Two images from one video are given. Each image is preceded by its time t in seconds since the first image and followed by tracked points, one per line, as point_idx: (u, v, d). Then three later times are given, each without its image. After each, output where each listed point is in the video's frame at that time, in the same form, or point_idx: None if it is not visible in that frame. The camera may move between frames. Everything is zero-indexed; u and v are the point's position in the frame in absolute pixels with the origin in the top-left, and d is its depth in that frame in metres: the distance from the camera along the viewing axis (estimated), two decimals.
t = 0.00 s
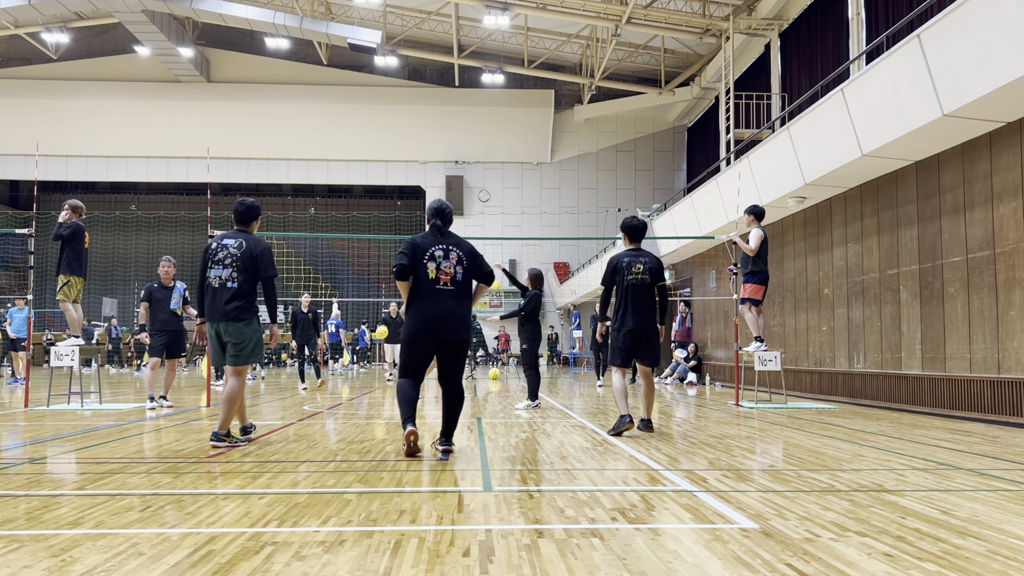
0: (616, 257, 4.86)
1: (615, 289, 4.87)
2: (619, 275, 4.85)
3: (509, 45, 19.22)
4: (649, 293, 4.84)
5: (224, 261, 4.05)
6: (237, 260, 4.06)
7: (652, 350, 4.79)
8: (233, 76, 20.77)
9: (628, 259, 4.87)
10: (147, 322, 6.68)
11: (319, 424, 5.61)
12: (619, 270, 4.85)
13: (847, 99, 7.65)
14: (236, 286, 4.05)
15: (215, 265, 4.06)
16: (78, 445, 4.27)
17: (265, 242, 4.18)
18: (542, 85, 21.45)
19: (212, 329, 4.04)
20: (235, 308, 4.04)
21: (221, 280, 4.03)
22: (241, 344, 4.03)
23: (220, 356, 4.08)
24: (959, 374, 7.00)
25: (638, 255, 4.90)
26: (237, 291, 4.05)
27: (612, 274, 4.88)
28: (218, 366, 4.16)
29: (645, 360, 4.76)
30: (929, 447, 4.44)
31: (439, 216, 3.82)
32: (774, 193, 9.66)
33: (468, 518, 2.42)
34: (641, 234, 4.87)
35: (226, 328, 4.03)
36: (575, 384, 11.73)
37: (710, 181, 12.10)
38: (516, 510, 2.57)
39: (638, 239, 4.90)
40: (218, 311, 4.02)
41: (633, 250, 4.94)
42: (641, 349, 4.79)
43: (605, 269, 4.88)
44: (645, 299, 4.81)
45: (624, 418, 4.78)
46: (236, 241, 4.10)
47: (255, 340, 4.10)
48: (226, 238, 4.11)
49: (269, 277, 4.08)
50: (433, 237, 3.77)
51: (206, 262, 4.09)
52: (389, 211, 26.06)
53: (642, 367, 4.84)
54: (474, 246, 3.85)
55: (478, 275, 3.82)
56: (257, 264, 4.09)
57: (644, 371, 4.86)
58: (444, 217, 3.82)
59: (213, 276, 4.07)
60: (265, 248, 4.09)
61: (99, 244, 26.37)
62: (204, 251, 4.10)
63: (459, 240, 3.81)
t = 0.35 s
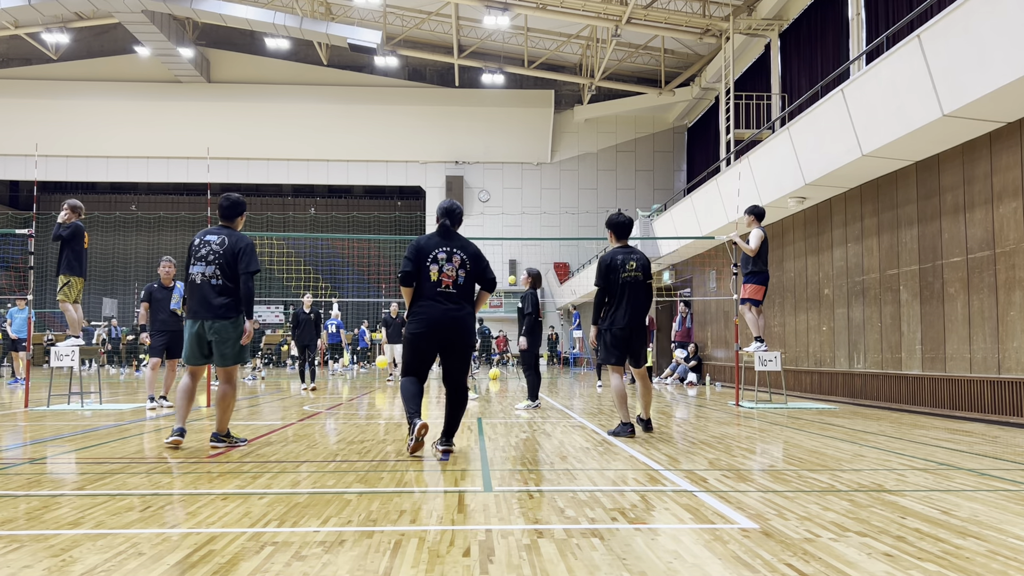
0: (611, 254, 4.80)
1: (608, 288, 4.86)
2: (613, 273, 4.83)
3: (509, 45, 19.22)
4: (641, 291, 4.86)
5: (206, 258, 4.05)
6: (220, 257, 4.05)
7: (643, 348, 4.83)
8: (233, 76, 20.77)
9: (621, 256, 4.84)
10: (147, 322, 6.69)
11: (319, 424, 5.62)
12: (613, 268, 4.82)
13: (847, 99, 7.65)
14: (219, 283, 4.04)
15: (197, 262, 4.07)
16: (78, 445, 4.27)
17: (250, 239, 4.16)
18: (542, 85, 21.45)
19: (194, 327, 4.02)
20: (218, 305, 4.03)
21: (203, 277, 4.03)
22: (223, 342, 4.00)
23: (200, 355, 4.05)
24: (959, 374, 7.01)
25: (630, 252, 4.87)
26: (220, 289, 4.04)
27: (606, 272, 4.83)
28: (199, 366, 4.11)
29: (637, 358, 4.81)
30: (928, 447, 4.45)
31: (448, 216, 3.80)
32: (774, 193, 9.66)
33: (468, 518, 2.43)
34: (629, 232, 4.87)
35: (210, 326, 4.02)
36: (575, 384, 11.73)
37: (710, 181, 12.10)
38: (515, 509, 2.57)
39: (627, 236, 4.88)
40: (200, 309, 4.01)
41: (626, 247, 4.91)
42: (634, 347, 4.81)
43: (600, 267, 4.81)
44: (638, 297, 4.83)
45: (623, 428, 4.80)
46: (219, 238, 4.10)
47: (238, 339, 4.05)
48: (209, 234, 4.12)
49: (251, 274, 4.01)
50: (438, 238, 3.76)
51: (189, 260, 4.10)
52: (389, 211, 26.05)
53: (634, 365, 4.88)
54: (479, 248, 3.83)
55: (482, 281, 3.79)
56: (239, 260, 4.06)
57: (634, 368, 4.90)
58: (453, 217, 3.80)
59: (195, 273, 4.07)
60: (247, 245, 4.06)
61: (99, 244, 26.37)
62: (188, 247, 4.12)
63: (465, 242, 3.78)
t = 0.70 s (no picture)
0: (604, 252, 4.80)
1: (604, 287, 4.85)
2: (607, 272, 4.83)
3: (509, 45, 19.23)
4: (636, 288, 4.87)
5: (177, 257, 4.04)
6: (191, 256, 4.05)
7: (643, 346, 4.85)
8: (233, 76, 20.76)
9: (613, 255, 4.84)
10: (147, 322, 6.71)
11: (320, 424, 5.61)
12: (607, 267, 4.82)
13: (847, 99, 7.64)
14: (194, 282, 4.04)
15: (167, 263, 4.04)
16: (78, 445, 4.26)
17: (217, 237, 4.22)
18: (542, 85, 21.45)
19: (167, 328, 3.98)
20: (193, 306, 4.02)
21: (176, 276, 4.01)
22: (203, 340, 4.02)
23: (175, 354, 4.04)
24: (959, 373, 7.00)
25: (623, 249, 4.88)
26: (195, 287, 4.04)
27: (601, 271, 4.82)
28: (172, 366, 4.09)
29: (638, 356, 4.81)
30: (929, 447, 4.44)
31: (439, 215, 3.80)
32: (774, 193, 9.66)
33: (468, 518, 2.42)
34: (620, 229, 4.90)
35: (186, 326, 4.00)
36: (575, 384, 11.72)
37: (710, 181, 12.10)
38: (516, 509, 2.57)
39: (617, 233, 4.94)
40: (174, 309, 3.98)
41: (617, 245, 4.91)
42: (632, 346, 4.82)
43: (594, 266, 4.80)
44: (633, 295, 4.84)
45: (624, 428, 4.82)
46: (187, 237, 4.10)
47: (216, 336, 4.11)
48: (174, 235, 4.11)
49: (225, 270, 4.11)
50: (428, 239, 3.75)
51: (156, 261, 4.06)
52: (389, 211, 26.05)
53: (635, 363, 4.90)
54: (470, 244, 3.80)
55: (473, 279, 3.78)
56: (212, 258, 4.11)
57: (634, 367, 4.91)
58: (444, 216, 3.80)
59: (165, 274, 4.04)
60: (219, 241, 4.13)
61: (99, 244, 26.38)
62: (152, 249, 4.07)
63: (455, 241, 3.76)
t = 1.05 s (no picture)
0: (591, 256, 4.87)
1: (592, 291, 4.90)
2: (595, 276, 4.88)
3: (509, 45, 19.23)
4: (625, 291, 4.90)
5: (170, 256, 4.03)
6: (185, 253, 4.06)
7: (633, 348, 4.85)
8: (233, 76, 20.76)
9: (602, 258, 4.90)
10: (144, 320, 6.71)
11: (320, 424, 5.62)
12: (595, 270, 4.88)
13: (847, 99, 7.64)
14: (189, 280, 4.05)
15: (160, 261, 4.02)
16: (78, 445, 4.26)
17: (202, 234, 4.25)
18: (542, 85, 21.46)
19: (163, 327, 3.97)
20: (188, 304, 4.03)
21: (172, 274, 4.01)
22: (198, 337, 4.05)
23: (169, 352, 4.03)
24: (959, 373, 7.01)
25: (610, 253, 4.93)
26: (190, 284, 4.06)
27: (588, 275, 4.89)
28: (165, 365, 4.07)
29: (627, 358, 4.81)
30: (928, 447, 4.44)
31: (419, 212, 3.78)
32: (774, 193, 9.67)
33: (468, 518, 2.42)
34: (610, 233, 4.91)
35: (182, 326, 4.02)
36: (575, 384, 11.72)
37: (710, 181, 12.10)
38: (516, 509, 2.57)
39: (608, 237, 4.93)
40: (172, 308, 3.99)
41: (606, 248, 4.96)
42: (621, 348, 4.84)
43: (581, 269, 4.85)
44: (622, 297, 4.86)
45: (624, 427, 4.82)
46: (177, 235, 4.09)
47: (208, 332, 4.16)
48: (162, 234, 4.08)
49: (215, 267, 4.17)
50: (413, 236, 3.72)
51: (146, 261, 4.01)
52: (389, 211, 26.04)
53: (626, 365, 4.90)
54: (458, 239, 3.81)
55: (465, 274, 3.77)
56: (204, 255, 4.15)
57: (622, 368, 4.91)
58: (425, 214, 3.79)
59: (159, 272, 4.01)
60: (208, 238, 4.18)
61: (100, 244, 26.37)
62: (140, 248, 4.00)
63: (442, 236, 3.74)
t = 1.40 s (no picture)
0: (578, 258, 4.96)
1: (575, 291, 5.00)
2: (580, 277, 4.98)
3: (509, 45, 19.23)
4: (606, 295, 5.05)
5: (172, 256, 4.04)
6: (187, 254, 4.07)
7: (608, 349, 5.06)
8: (233, 76, 20.76)
9: (588, 261, 5.00)
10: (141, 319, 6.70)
11: (320, 424, 5.62)
12: (581, 272, 4.97)
13: (847, 99, 7.63)
14: (189, 281, 4.05)
15: (161, 261, 4.03)
16: (78, 445, 4.26)
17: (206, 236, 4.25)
18: (542, 85, 21.46)
19: (161, 326, 3.97)
20: (187, 304, 4.02)
21: (173, 274, 4.01)
22: (197, 338, 4.05)
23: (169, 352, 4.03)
24: (959, 373, 7.01)
25: (597, 257, 5.04)
26: (190, 284, 4.06)
27: (572, 275, 5.00)
28: (164, 365, 4.08)
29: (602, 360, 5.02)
30: (929, 447, 4.44)
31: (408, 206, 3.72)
32: (774, 193, 9.66)
33: (468, 518, 2.42)
34: (599, 237, 4.99)
35: (181, 325, 4.00)
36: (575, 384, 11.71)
37: (710, 181, 12.09)
38: (516, 509, 2.56)
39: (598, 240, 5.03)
40: (169, 307, 3.98)
41: (593, 251, 5.05)
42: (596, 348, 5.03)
43: (566, 269, 4.95)
44: (603, 301, 5.02)
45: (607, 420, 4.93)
46: (180, 235, 4.10)
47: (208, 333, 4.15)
48: (166, 234, 4.10)
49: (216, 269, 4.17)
50: (406, 233, 3.69)
51: (148, 259, 4.03)
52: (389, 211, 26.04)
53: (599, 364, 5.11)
54: (452, 233, 3.81)
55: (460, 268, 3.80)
56: (206, 256, 4.15)
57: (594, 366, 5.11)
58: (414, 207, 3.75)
59: (159, 272, 4.02)
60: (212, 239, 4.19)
61: (100, 244, 26.37)
62: (144, 247, 4.03)
63: (435, 231, 3.75)
